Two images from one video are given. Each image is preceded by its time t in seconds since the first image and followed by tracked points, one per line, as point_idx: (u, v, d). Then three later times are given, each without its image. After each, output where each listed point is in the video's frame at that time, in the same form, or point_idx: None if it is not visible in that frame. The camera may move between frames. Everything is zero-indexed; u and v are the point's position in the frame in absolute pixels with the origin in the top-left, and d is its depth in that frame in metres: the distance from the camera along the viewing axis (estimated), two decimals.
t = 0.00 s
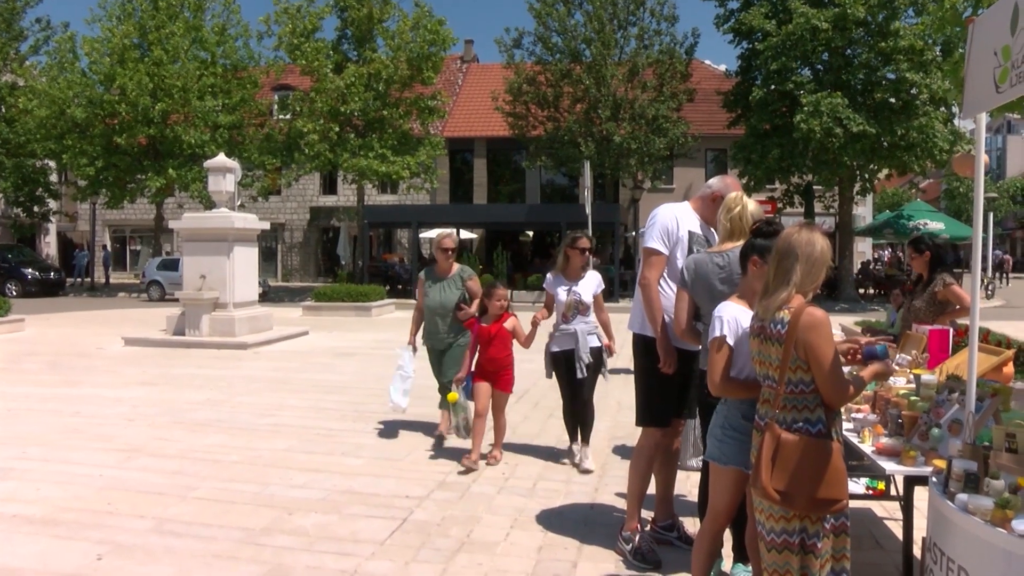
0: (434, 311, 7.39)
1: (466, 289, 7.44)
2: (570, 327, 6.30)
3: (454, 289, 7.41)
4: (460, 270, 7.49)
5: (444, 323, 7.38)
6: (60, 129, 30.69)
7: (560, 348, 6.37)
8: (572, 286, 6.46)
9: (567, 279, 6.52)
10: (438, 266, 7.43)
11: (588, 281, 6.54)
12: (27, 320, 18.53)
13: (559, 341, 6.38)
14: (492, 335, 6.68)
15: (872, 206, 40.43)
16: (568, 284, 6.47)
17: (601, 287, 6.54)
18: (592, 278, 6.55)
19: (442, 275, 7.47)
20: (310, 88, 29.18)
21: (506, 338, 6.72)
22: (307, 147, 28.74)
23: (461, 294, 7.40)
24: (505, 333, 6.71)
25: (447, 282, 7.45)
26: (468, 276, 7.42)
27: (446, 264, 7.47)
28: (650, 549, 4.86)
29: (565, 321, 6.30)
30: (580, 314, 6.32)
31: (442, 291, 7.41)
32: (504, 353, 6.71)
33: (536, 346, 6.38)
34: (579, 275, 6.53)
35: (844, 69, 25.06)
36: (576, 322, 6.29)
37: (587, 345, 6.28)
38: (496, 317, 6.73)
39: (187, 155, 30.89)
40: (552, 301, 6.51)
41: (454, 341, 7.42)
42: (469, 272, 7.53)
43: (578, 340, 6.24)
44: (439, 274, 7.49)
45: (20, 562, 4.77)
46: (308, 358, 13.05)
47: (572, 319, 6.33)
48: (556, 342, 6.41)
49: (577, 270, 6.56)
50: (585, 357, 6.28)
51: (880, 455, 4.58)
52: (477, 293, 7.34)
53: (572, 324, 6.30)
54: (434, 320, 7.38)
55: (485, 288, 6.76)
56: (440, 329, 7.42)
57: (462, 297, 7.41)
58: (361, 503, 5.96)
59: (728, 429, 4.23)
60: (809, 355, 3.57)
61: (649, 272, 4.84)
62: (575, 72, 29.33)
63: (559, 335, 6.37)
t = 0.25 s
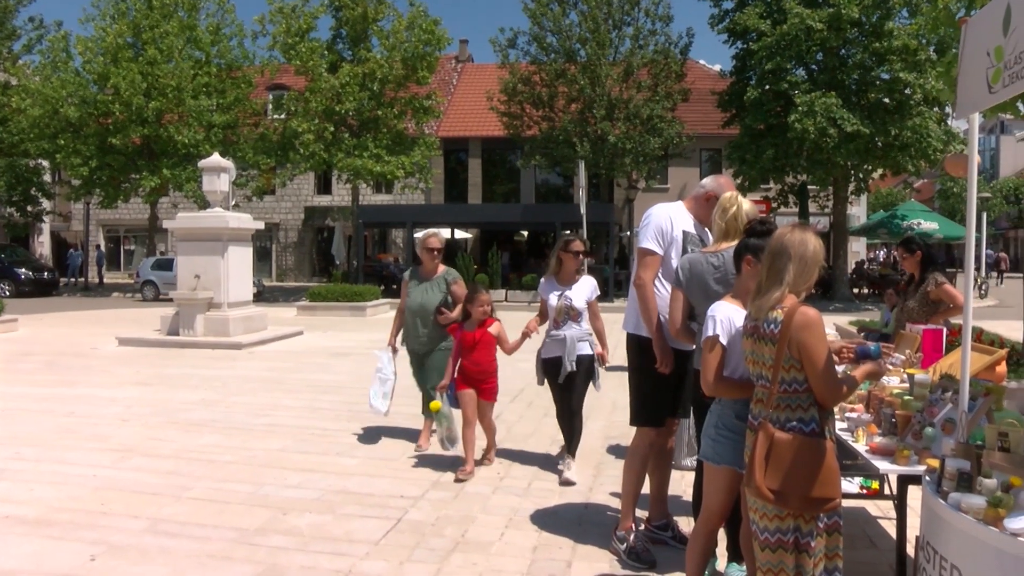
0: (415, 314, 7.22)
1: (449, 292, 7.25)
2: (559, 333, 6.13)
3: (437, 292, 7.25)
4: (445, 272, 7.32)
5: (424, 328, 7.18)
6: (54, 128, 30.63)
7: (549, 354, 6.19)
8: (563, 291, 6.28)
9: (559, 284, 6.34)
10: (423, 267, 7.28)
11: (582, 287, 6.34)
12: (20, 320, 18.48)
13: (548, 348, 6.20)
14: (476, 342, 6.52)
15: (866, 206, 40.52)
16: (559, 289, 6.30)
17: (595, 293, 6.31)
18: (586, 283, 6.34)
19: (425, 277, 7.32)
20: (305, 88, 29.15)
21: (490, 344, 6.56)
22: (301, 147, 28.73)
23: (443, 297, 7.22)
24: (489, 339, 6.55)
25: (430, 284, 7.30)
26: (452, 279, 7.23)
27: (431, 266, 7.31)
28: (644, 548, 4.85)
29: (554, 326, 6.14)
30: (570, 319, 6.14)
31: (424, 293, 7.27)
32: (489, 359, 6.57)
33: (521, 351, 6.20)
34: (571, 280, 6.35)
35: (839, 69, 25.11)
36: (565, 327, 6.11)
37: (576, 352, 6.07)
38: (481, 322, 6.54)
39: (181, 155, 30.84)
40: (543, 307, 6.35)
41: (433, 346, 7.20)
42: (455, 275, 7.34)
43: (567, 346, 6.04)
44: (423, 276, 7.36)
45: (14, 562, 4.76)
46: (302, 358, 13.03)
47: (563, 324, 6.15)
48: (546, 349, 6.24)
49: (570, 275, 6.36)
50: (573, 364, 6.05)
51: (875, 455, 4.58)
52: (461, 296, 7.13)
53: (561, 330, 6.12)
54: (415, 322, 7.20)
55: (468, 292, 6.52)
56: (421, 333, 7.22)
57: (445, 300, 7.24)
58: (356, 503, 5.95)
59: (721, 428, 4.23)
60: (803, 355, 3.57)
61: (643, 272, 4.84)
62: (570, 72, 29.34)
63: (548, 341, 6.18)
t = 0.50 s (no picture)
0: (395, 314, 7.04)
1: (429, 291, 7.06)
2: (552, 334, 6.09)
3: (418, 292, 7.04)
4: (426, 270, 7.11)
5: (404, 328, 7.04)
6: (44, 128, 30.54)
7: (542, 356, 6.17)
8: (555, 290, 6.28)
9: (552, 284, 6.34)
10: (404, 265, 7.08)
11: (574, 285, 6.34)
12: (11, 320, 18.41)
13: (541, 349, 6.17)
14: (461, 341, 6.19)
15: (858, 206, 40.63)
16: (551, 289, 6.30)
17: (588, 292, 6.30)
18: (579, 282, 6.33)
19: (406, 276, 7.11)
20: (297, 88, 29.11)
21: (475, 344, 6.23)
22: (294, 146, 28.70)
23: (424, 297, 7.03)
24: (474, 339, 6.23)
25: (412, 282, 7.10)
26: (434, 278, 7.03)
27: (412, 264, 7.10)
28: (636, 548, 4.86)
29: (547, 326, 6.11)
30: (563, 319, 6.14)
31: (404, 292, 7.07)
32: (474, 360, 6.21)
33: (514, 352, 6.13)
34: (563, 279, 6.34)
35: (831, 69, 25.17)
36: (557, 328, 6.10)
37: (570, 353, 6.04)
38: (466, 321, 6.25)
39: (173, 154, 30.75)
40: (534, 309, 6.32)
41: (415, 346, 7.11)
42: (437, 273, 7.13)
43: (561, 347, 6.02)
44: (406, 274, 7.15)
45: (3, 564, 4.74)
46: (294, 358, 13.01)
47: (554, 324, 6.14)
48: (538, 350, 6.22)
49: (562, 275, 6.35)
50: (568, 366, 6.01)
51: (866, 455, 4.59)
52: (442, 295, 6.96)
53: (554, 330, 6.10)
54: (394, 322, 7.05)
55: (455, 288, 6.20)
56: (402, 332, 7.11)
57: (426, 299, 7.03)
58: (348, 503, 5.94)
59: (712, 427, 4.24)
60: (793, 355, 3.58)
61: (634, 273, 4.84)
62: (562, 72, 29.36)
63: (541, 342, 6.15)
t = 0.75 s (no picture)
0: (372, 320, 6.81)
1: (406, 297, 6.89)
2: (541, 336, 5.95)
3: (395, 297, 6.85)
4: (402, 275, 6.94)
5: (381, 335, 6.83)
6: (33, 127, 30.39)
7: (531, 359, 6.00)
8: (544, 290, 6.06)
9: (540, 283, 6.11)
10: (380, 270, 6.88)
11: (562, 284, 6.13)
12: None
13: (529, 351, 6.01)
14: (444, 345, 6.05)
15: (848, 206, 40.77)
16: (540, 288, 6.09)
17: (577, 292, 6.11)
18: (568, 280, 6.12)
19: (382, 282, 6.90)
20: (288, 87, 29.04)
21: (459, 349, 6.09)
22: (285, 146, 28.62)
23: (402, 302, 6.84)
24: (458, 344, 6.10)
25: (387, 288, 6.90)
26: (411, 282, 6.87)
27: (387, 269, 6.89)
28: (627, 547, 4.87)
29: (537, 329, 5.95)
30: (552, 321, 5.97)
31: (381, 298, 6.86)
32: (457, 365, 6.07)
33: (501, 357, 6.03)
34: (552, 277, 6.13)
35: (821, 69, 25.26)
36: (548, 331, 5.93)
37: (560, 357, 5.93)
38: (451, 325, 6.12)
39: (163, 154, 30.65)
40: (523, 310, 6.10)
41: (393, 355, 6.89)
42: (413, 278, 6.98)
43: (551, 351, 5.90)
44: (380, 279, 6.95)
45: None
46: (285, 358, 12.98)
47: (544, 326, 5.97)
48: (526, 351, 6.05)
49: (551, 273, 6.13)
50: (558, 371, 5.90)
51: (855, 453, 4.60)
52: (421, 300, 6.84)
53: (544, 333, 5.94)
54: (372, 329, 6.82)
55: (440, 290, 6.07)
56: (378, 340, 6.88)
57: (403, 304, 6.85)
58: (338, 503, 5.93)
59: (702, 426, 4.25)
60: (782, 354, 3.59)
61: (623, 273, 4.86)
62: (553, 72, 29.36)
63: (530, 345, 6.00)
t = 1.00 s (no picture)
0: (341, 319, 6.67)
1: (378, 293, 6.71)
2: (519, 342, 5.77)
3: (365, 294, 6.68)
4: (373, 271, 6.79)
5: (352, 334, 6.67)
6: (20, 126, 30.25)
7: (510, 364, 5.81)
8: (522, 294, 5.89)
9: (518, 287, 5.93)
10: (349, 267, 6.73)
11: (541, 288, 5.97)
12: None
13: (508, 358, 5.82)
14: (430, 345, 5.95)
15: (837, 206, 40.93)
16: (519, 292, 5.90)
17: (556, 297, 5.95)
18: (547, 285, 5.96)
19: (352, 279, 6.76)
20: (277, 86, 28.96)
21: (444, 350, 5.99)
22: (274, 145, 28.55)
23: (373, 299, 6.68)
24: (443, 346, 6.00)
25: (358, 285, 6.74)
26: (381, 278, 6.71)
27: (358, 265, 6.76)
28: (616, 547, 4.87)
29: (516, 334, 5.75)
30: (531, 326, 5.80)
31: (350, 295, 6.70)
32: (443, 366, 5.96)
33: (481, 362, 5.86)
34: (531, 281, 5.96)
35: (809, 69, 25.34)
36: (528, 336, 5.76)
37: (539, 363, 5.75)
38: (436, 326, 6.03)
39: (151, 153, 30.54)
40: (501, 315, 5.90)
41: (363, 354, 6.71)
42: (385, 274, 6.82)
43: (530, 357, 5.71)
44: (350, 277, 6.79)
45: None
46: (274, 358, 12.95)
47: (523, 331, 5.79)
48: (504, 357, 5.86)
49: (531, 277, 5.96)
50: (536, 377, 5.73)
51: (842, 452, 4.61)
52: (393, 298, 6.65)
53: (523, 338, 5.76)
54: (342, 328, 6.67)
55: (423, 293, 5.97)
56: (350, 338, 6.71)
57: (374, 302, 6.69)
58: (327, 504, 5.92)
59: (692, 426, 4.26)
60: (771, 353, 3.60)
61: (612, 272, 4.86)
62: (543, 71, 29.37)
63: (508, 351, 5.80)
